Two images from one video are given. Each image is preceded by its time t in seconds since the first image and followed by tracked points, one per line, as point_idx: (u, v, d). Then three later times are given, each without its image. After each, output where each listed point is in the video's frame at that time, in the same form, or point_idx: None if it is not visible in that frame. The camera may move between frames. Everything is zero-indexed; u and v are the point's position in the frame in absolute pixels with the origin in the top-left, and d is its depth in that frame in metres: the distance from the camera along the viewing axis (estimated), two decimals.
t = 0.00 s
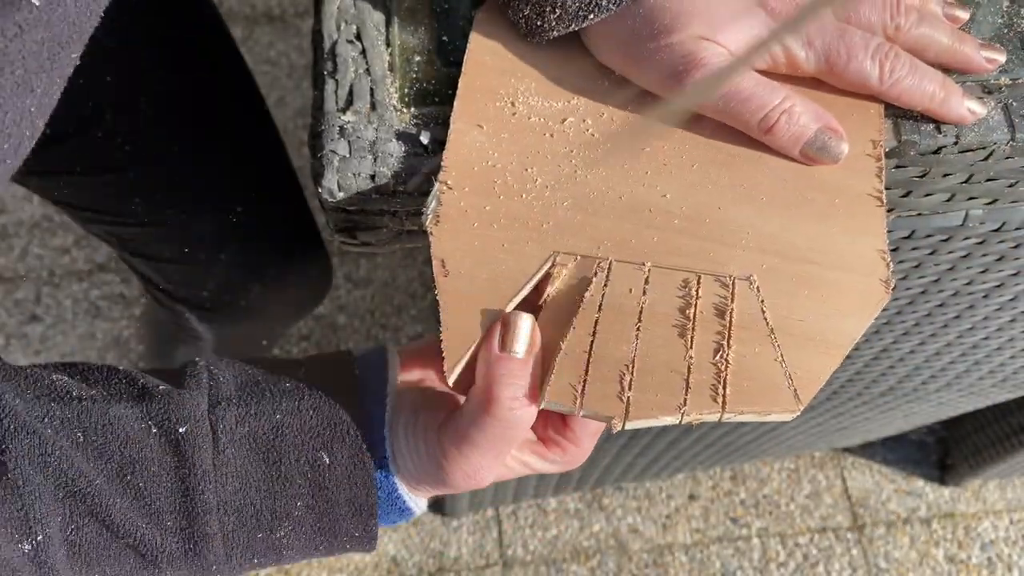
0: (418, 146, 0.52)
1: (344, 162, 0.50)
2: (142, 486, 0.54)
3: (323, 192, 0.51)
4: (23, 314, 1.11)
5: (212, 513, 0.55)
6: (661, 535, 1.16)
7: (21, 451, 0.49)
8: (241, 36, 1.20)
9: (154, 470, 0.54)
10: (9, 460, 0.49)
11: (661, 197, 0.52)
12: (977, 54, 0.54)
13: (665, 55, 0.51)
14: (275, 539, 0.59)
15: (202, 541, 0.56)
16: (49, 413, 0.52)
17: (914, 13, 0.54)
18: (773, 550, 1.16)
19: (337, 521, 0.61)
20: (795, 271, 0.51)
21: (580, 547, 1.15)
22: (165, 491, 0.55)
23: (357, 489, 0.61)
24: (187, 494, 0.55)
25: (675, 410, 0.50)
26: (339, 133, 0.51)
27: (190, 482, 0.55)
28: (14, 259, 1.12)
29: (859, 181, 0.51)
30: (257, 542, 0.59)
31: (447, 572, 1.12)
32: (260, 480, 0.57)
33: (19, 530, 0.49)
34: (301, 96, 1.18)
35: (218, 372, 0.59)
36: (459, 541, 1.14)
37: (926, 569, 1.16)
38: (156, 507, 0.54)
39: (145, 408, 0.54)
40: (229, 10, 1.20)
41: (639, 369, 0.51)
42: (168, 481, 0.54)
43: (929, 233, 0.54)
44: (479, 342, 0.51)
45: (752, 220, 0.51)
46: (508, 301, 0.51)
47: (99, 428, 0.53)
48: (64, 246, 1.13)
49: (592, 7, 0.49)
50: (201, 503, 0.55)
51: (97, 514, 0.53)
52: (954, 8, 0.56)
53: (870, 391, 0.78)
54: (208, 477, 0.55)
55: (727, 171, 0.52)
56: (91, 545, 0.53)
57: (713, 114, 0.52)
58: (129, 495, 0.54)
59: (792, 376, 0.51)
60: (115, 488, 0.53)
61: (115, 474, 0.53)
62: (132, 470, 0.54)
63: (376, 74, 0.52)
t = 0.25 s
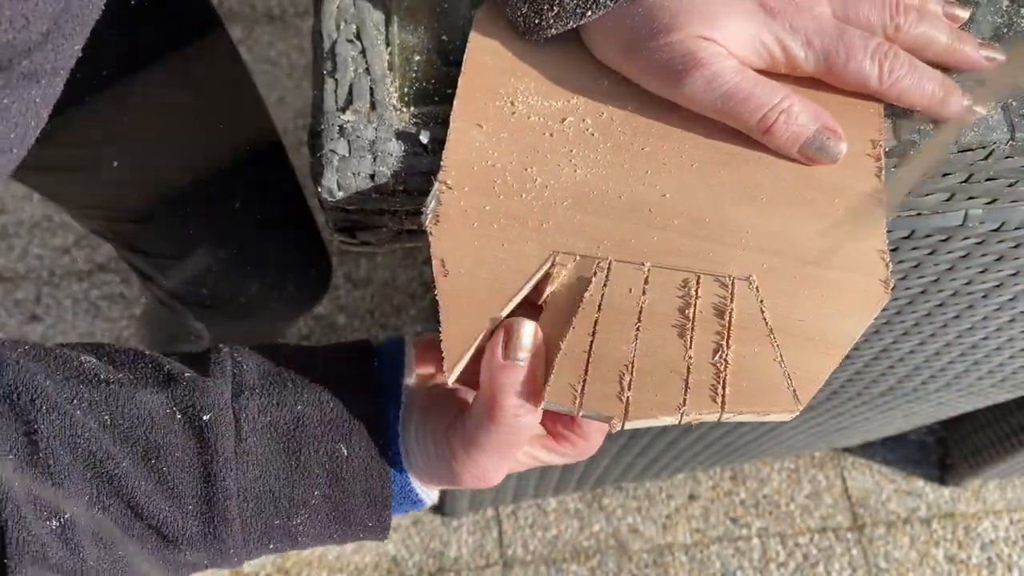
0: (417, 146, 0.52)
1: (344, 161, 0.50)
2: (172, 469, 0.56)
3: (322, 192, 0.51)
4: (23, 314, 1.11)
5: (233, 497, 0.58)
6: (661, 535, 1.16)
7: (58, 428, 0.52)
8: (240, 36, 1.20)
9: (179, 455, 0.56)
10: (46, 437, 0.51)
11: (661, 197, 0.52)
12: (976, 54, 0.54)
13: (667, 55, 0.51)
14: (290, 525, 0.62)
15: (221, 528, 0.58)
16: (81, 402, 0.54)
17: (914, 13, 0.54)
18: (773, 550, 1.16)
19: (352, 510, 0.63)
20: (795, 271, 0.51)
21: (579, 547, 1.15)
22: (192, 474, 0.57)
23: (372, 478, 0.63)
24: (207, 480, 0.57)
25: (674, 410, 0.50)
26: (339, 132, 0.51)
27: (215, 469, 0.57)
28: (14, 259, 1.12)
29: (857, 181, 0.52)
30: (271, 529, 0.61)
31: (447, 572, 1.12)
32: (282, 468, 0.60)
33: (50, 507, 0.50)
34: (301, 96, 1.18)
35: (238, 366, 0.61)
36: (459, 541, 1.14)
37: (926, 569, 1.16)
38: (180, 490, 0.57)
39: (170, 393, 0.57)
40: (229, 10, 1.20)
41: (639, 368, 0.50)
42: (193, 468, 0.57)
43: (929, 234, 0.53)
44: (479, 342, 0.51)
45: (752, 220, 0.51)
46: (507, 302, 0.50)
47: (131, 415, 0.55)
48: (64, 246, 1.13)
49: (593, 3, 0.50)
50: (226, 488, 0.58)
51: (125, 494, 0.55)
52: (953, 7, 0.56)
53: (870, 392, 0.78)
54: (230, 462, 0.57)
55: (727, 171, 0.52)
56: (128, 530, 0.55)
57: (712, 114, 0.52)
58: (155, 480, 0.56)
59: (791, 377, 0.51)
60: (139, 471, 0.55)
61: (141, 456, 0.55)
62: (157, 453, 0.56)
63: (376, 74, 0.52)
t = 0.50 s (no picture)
0: (418, 145, 0.52)
1: (344, 160, 0.50)
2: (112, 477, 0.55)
3: (322, 191, 0.51)
4: (23, 315, 1.12)
5: (156, 487, 0.56)
6: (661, 535, 1.16)
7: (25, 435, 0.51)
8: (241, 36, 1.20)
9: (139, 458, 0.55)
10: (17, 440, 0.50)
11: (662, 194, 0.52)
12: (977, 51, 0.54)
13: (668, 53, 0.51)
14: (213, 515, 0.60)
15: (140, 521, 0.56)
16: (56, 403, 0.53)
17: (915, 11, 0.54)
18: (773, 550, 1.16)
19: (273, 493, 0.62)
20: (799, 268, 0.51)
21: (579, 547, 1.15)
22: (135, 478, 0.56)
23: (289, 470, 0.62)
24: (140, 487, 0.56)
25: (677, 406, 0.50)
26: (339, 131, 0.51)
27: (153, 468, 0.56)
28: (14, 260, 1.11)
29: (860, 179, 0.52)
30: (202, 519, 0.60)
31: (447, 572, 1.12)
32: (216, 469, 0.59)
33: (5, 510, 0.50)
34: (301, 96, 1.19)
35: (219, 394, 0.61)
36: (459, 541, 1.14)
37: (926, 569, 1.16)
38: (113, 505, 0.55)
39: (132, 412, 0.55)
40: (229, 10, 1.20)
41: (642, 364, 0.50)
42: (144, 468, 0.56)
43: (929, 234, 0.55)
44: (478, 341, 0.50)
45: (754, 218, 0.51)
46: (507, 299, 0.50)
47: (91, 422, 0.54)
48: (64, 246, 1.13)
49: None
50: (164, 475, 0.57)
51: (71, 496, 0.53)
52: (954, 7, 0.56)
53: (870, 392, 0.78)
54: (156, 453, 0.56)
55: (729, 168, 0.52)
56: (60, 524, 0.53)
57: (712, 112, 0.52)
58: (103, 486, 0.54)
59: (796, 373, 0.50)
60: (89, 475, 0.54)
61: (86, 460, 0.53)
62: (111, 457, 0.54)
63: (376, 74, 0.52)
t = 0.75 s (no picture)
0: (419, 144, 0.52)
1: (344, 160, 0.50)
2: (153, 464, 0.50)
3: (322, 190, 0.51)
4: (24, 315, 1.15)
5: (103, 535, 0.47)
6: (661, 535, 1.16)
7: (105, 436, 0.49)
8: (240, 36, 1.20)
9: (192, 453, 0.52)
10: None
11: (662, 193, 0.52)
12: (977, 52, 0.54)
13: (669, 52, 0.51)
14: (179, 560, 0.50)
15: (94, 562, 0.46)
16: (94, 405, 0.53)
17: (916, 11, 0.54)
18: (773, 550, 1.16)
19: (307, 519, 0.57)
20: (799, 268, 0.51)
21: (579, 547, 1.15)
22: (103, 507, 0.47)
23: (275, 504, 0.54)
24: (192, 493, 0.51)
25: (677, 404, 0.49)
26: (339, 131, 0.51)
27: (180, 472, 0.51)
28: (14, 260, 1.12)
29: (860, 179, 0.52)
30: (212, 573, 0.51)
31: (447, 572, 1.12)
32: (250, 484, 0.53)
33: (27, 531, 0.44)
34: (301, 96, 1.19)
35: (174, 416, 0.52)
36: (458, 541, 1.14)
37: (926, 569, 1.16)
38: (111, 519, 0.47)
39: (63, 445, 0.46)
40: (229, 10, 1.21)
41: (642, 364, 0.50)
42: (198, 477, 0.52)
43: (928, 233, 0.54)
44: (478, 341, 0.50)
45: (754, 218, 0.51)
46: (507, 299, 0.50)
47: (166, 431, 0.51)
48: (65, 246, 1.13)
49: None
50: (110, 523, 0.47)
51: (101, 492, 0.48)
52: (955, 6, 0.56)
53: (870, 391, 0.78)
54: (98, 493, 0.47)
55: (728, 168, 0.52)
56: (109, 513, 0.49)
57: (712, 112, 0.52)
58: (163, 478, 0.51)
59: (797, 373, 0.50)
60: (160, 481, 0.50)
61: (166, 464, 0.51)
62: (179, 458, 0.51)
63: (376, 73, 0.52)
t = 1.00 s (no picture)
0: (418, 145, 0.52)
1: (344, 160, 0.51)
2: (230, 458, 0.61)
3: (322, 190, 0.52)
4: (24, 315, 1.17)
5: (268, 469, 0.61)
6: (661, 535, 1.16)
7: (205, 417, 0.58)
8: (241, 36, 1.21)
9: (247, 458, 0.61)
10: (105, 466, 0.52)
11: (662, 194, 0.52)
12: (977, 54, 0.54)
13: (668, 55, 0.51)
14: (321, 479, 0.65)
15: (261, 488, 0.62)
16: (88, 381, 0.52)
17: (916, 12, 0.54)
18: (773, 550, 1.16)
19: (377, 460, 0.67)
20: (800, 269, 0.51)
21: (580, 547, 1.15)
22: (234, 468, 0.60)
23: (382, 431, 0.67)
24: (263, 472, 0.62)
25: (677, 405, 0.50)
26: (339, 131, 0.51)
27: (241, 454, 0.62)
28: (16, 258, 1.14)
29: (861, 179, 0.51)
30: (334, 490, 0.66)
31: (447, 572, 1.12)
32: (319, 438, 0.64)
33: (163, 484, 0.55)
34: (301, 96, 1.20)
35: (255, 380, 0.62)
36: (459, 541, 1.14)
37: (926, 569, 1.16)
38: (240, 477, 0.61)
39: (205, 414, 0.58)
40: (229, 10, 1.21)
41: (643, 364, 0.50)
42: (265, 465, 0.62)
43: (930, 234, 0.54)
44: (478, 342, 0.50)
45: (755, 218, 0.51)
46: (508, 299, 0.50)
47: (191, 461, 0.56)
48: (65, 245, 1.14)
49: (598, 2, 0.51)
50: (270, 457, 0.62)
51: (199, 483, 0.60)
52: (954, 8, 0.56)
53: (871, 391, 0.78)
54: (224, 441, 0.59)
55: (727, 169, 0.52)
56: (217, 493, 0.59)
57: (712, 113, 0.52)
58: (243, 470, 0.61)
59: (797, 373, 0.50)
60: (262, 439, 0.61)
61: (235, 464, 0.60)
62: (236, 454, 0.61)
63: (376, 74, 0.52)
